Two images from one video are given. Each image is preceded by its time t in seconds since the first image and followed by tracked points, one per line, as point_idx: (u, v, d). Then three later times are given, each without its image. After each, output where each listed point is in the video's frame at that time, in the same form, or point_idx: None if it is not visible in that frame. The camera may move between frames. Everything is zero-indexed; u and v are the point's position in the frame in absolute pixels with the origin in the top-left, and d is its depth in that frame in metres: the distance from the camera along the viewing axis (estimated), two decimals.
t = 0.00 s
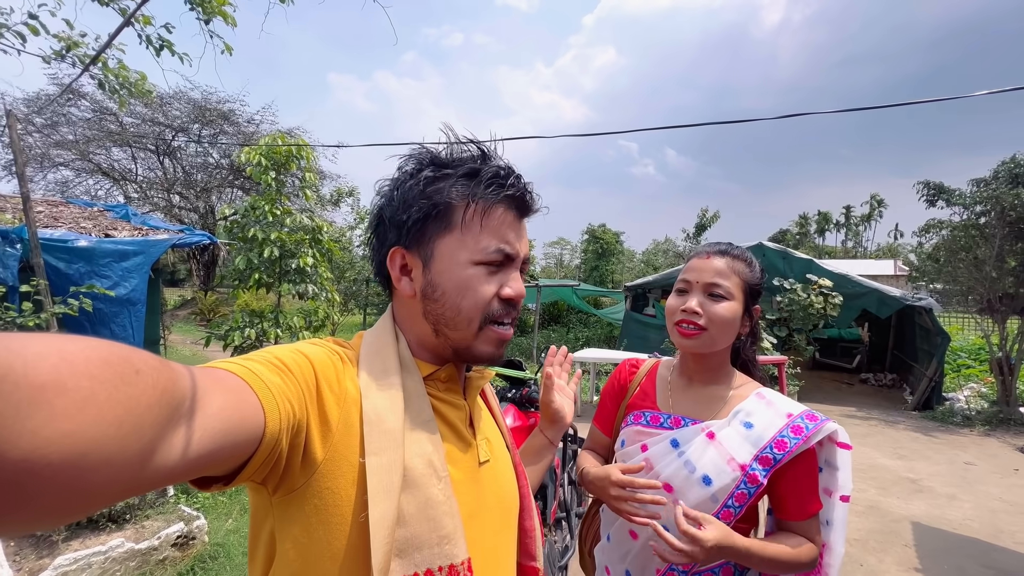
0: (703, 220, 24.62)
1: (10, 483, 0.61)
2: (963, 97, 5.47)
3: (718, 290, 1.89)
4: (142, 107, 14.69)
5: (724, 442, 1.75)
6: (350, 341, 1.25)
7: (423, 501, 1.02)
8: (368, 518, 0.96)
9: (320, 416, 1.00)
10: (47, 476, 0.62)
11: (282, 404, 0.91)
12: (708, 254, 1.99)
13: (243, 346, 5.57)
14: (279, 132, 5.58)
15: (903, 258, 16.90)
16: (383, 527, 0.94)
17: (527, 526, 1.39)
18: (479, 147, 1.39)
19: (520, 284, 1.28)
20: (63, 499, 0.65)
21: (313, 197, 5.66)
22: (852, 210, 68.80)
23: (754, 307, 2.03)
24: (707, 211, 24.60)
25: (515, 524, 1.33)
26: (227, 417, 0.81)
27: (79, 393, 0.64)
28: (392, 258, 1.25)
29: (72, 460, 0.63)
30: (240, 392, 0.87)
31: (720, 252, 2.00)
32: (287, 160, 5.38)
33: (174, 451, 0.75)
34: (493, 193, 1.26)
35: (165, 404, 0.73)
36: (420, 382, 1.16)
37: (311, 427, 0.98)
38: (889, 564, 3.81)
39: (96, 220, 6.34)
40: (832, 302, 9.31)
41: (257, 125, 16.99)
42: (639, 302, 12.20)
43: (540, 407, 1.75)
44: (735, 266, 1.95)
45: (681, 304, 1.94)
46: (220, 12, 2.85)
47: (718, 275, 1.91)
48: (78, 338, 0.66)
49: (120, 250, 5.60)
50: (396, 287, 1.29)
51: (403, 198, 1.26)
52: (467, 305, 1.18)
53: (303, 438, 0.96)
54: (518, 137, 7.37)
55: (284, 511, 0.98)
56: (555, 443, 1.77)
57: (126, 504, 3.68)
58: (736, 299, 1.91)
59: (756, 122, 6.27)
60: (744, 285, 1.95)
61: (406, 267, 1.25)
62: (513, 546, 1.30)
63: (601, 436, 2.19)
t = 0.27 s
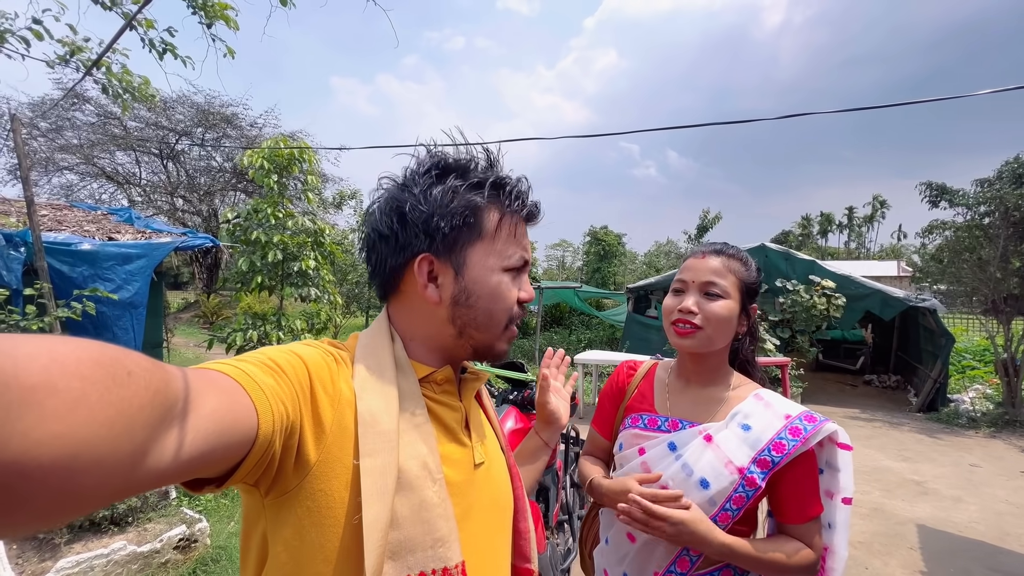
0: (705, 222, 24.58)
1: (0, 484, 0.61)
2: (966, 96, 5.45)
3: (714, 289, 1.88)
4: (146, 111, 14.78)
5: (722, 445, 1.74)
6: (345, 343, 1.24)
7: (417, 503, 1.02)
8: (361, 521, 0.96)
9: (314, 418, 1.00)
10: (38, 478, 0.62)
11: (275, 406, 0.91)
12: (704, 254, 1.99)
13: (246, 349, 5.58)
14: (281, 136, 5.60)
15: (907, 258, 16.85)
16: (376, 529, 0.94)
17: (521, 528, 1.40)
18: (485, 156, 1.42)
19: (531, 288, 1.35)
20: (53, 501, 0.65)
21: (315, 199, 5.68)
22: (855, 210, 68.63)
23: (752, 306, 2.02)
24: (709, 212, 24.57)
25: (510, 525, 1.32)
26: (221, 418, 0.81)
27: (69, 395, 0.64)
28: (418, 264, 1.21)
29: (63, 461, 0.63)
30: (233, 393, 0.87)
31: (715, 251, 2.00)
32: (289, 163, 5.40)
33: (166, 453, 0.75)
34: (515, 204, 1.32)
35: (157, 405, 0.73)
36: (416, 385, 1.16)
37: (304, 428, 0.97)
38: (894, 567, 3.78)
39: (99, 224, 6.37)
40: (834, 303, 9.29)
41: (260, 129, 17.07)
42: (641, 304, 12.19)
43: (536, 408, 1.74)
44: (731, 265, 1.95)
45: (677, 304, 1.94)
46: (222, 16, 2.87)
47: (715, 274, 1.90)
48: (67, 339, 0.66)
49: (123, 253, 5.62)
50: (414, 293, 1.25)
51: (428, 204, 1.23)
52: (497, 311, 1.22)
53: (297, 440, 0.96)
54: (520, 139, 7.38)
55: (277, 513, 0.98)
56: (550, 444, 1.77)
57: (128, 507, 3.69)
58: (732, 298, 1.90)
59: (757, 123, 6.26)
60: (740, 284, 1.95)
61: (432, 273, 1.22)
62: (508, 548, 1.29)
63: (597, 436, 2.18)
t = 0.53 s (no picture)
0: (704, 223, 24.59)
1: None
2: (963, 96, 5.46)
3: (707, 288, 1.88)
4: (146, 115, 14.81)
5: (720, 444, 1.74)
6: (340, 341, 1.24)
7: (412, 501, 1.02)
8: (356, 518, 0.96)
9: (308, 416, 1.00)
10: (28, 476, 0.62)
11: (268, 404, 0.90)
12: (697, 253, 1.98)
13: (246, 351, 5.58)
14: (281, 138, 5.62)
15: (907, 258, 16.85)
16: (370, 526, 0.94)
17: (516, 527, 1.38)
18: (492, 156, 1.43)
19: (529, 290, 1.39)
20: (45, 498, 0.66)
21: (315, 202, 5.69)
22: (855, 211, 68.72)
23: (747, 304, 2.02)
24: (708, 214, 24.60)
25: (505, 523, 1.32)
26: (214, 416, 0.81)
27: (59, 393, 0.64)
28: (428, 261, 1.20)
29: (52, 460, 0.63)
30: (226, 391, 0.86)
31: (709, 249, 1.99)
32: (289, 165, 5.40)
33: (158, 451, 0.75)
34: (520, 206, 1.35)
35: (149, 404, 0.73)
36: (412, 382, 1.16)
37: (298, 426, 0.97)
38: (895, 567, 3.77)
39: (100, 227, 6.37)
40: (834, 304, 9.29)
41: (260, 132, 17.11)
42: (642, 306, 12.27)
43: (532, 409, 1.74)
44: (724, 263, 1.94)
45: (672, 303, 1.94)
46: (221, 17, 2.87)
47: (709, 273, 1.90)
48: (56, 337, 0.66)
49: (124, 256, 5.63)
50: (421, 290, 1.24)
51: (439, 201, 1.23)
52: (502, 311, 1.25)
53: (290, 438, 0.96)
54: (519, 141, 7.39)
55: (272, 510, 0.98)
56: (545, 445, 1.75)
57: (128, 509, 3.68)
58: (726, 296, 1.90)
59: (755, 123, 6.27)
60: (734, 282, 1.94)
61: (440, 271, 1.22)
62: (503, 546, 1.29)
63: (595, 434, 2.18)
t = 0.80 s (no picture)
0: (701, 224, 24.67)
1: None
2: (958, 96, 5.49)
3: (712, 288, 1.89)
4: (143, 118, 14.78)
5: (718, 438, 1.75)
6: (344, 338, 1.24)
7: (415, 497, 1.02)
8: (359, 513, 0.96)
9: (312, 411, 1.00)
10: (35, 468, 0.63)
11: (272, 400, 0.91)
12: (704, 252, 1.98)
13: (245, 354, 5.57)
14: (279, 140, 5.62)
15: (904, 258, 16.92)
16: (374, 521, 0.94)
17: (517, 523, 1.37)
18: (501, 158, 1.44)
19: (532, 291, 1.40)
20: (53, 490, 0.66)
21: (313, 204, 5.68)
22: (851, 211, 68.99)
23: (752, 303, 2.02)
24: (705, 215, 24.68)
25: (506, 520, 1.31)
26: (220, 411, 0.82)
27: (66, 387, 0.64)
28: (435, 258, 1.21)
29: (59, 452, 0.64)
30: (231, 387, 0.87)
31: (717, 248, 1.99)
32: (287, 167, 5.40)
33: (163, 445, 0.75)
34: (527, 208, 1.36)
35: (154, 397, 0.74)
36: (415, 379, 1.16)
37: (302, 422, 0.97)
38: (895, 566, 3.78)
39: (97, 230, 6.36)
40: (833, 305, 9.31)
41: (257, 135, 17.10)
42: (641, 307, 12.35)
43: (532, 408, 1.75)
44: (731, 263, 1.94)
45: (676, 302, 1.95)
46: (220, 18, 2.87)
47: (714, 273, 1.90)
48: (62, 332, 0.66)
49: (122, 258, 5.62)
50: (427, 287, 1.24)
51: (448, 199, 1.24)
52: (506, 310, 1.26)
53: (294, 434, 0.96)
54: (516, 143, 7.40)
55: (275, 505, 0.98)
56: (545, 443, 1.76)
57: (127, 512, 3.66)
58: (730, 297, 1.90)
59: (752, 124, 6.30)
60: (739, 283, 1.94)
61: (448, 268, 1.22)
62: (505, 542, 1.28)
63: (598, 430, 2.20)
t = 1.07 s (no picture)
0: (698, 224, 24.73)
1: (7, 469, 0.61)
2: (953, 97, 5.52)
3: (718, 283, 1.89)
4: (139, 119, 14.74)
5: (717, 438, 1.75)
6: (346, 337, 1.24)
7: (417, 495, 1.02)
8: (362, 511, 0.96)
9: (315, 409, 1.00)
10: (43, 464, 0.62)
11: (277, 398, 0.91)
12: (710, 248, 1.99)
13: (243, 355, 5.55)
14: (277, 141, 5.60)
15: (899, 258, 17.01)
16: (376, 519, 0.94)
17: (518, 523, 1.38)
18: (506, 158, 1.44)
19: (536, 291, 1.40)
20: (60, 487, 0.66)
21: (311, 205, 5.67)
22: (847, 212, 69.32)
23: (756, 301, 2.02)
24: (701, 215, 24.76)
25: (508, 519, 1.32)
26: (225, 408, 0.82)
27: (75, 383, 0.64)
28: (442, 258, 1.21)
29: (67, 448, 0.63)
30: (235, 384, 0.87)
31: (723, 245, 2.00)
32: (285, 168, 5.38)
33: (169, 442, 0.75)
34: (532, 208, 1.36)
35: (162, 394, 0.73)
36: (418, 378, 1.16)
37: (306, 421, 0.98)
38: (894, 564, 3.79)
39: (94, 231, 6.33)
40: (829, 304, 9.33)
41: (254, 136, 17.07)
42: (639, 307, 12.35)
43: (535, 406, 1.74)
44: (737, 260, 1.95)
45: (682, 297, 1.96)
46: (218, 18, 2.87)
47: (720, 269, 1.91)
48: (70, 328, 0.66)
49: (119, 258, 5.60)
50: (432, 287, 1.24)
51: (455, 200, 1.24)
52: (511, 310, 1.26)
53: (298, 431, 0.96)
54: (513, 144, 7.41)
55: (279, 503, 0.98)
56: (547, 443, 1.76)
57: (125, 514, 3.65)
58: (736, 293, 1.91)
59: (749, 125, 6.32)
60: (745, 279, 1.95)
61: (454, 269, 1.22)
62: (506, 541, 1.28)
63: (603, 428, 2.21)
